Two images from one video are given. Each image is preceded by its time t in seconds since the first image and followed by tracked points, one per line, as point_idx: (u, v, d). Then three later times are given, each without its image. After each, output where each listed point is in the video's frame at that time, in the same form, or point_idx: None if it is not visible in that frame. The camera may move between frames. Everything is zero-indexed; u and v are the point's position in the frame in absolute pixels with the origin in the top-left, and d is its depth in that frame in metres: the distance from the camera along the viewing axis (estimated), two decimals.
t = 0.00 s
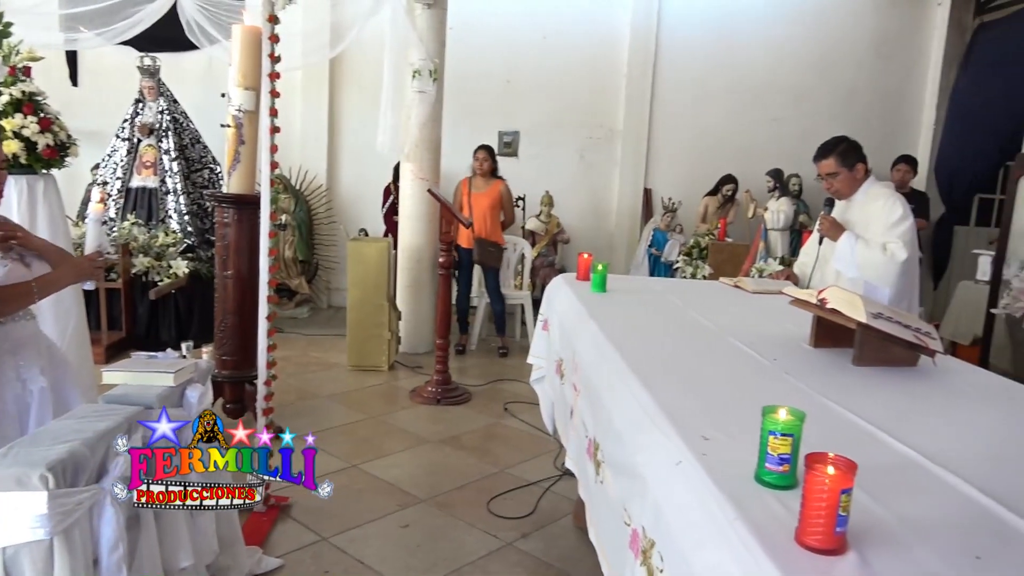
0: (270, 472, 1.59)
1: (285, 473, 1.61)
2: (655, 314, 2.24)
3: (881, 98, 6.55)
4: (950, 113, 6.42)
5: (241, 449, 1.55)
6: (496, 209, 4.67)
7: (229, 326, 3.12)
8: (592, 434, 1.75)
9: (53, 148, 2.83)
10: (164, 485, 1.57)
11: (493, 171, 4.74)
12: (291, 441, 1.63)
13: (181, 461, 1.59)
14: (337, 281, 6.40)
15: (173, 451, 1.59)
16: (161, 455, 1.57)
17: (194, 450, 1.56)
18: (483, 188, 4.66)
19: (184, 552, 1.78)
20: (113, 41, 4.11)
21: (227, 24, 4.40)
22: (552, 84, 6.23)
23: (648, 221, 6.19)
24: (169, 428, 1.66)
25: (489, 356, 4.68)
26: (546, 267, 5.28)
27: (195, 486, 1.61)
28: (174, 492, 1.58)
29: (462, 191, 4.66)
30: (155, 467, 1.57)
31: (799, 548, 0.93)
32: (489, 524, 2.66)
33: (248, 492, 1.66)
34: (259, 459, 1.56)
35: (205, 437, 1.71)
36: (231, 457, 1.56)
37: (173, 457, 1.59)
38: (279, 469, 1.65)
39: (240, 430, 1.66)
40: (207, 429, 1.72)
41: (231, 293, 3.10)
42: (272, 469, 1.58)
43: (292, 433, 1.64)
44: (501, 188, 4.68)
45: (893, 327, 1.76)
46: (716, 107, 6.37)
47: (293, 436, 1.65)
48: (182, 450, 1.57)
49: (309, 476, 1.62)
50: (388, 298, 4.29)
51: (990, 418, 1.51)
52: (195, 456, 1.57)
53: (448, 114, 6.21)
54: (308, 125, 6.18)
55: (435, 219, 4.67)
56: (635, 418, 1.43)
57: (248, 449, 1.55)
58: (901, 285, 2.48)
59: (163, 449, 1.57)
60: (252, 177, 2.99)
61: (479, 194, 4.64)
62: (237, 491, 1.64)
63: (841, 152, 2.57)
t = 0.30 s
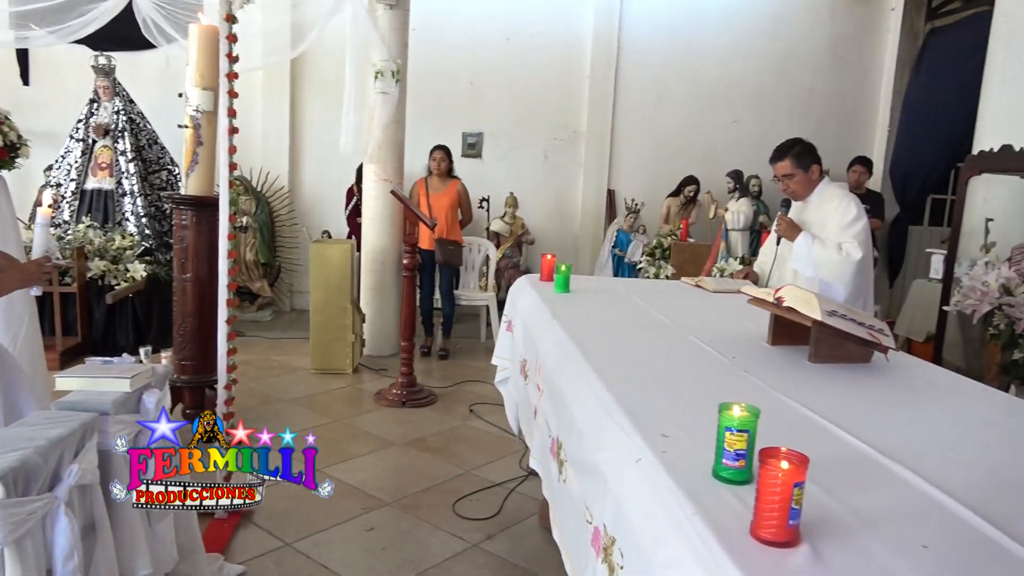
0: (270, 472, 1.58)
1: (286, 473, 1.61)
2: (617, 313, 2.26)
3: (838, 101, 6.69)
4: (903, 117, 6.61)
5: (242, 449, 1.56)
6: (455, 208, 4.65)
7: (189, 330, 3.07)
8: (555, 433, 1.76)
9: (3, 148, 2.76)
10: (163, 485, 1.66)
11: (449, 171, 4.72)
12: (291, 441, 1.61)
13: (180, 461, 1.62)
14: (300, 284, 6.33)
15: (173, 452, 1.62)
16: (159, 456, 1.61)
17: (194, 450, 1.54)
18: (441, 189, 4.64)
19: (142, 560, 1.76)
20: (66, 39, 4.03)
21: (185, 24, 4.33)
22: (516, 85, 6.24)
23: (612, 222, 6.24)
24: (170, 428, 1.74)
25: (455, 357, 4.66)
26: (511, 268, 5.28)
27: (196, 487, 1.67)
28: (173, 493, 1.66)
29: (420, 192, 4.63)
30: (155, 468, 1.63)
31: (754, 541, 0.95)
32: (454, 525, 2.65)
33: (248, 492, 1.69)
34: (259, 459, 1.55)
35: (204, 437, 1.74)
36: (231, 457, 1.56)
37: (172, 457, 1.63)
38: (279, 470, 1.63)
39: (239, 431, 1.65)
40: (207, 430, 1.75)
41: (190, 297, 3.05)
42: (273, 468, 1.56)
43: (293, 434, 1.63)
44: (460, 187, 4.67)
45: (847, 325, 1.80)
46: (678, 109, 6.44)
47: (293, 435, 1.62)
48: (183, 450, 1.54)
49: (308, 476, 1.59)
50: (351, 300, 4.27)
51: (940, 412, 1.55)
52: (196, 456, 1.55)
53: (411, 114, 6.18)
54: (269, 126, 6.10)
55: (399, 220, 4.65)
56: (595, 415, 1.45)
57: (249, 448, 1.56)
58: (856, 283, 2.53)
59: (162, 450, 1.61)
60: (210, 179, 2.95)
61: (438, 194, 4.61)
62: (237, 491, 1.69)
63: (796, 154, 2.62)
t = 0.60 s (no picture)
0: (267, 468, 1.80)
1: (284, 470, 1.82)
2: (581, 313, 2.27)
3: (798, 104, 6.81)
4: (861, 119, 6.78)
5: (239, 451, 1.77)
6: (420, 210, 4.64)
7: (149, 334, 3.01)
8: (520, 433, 1.76)
9: None
10: (159, 488, 1.86)
11: (414, 173, 4.70)
12: (293, 439, 1.78)
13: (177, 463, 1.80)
14: (264, 287, 6.26)
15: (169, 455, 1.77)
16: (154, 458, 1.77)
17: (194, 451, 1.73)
18: (405, 191, 4.62)
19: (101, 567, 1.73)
20: (18, 37, 3.93)
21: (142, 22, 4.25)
22: (482, 87, 6.24)
23: (578, 223, 6.27)
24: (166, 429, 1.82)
25: (422, 359, 4.64)
26: (478, 269, 5.28)
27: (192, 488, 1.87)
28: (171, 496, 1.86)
29: (383, 194, 4.58)
30: (152, 469, 1.78)
31: (714, 536, 0.96)
32: (421, 528, 2.65)
33: (248, 490, 1.91)
34: (257, 456, 1.77)
35: (205, 436, 2.08)
36: (231, 457, 1.77)
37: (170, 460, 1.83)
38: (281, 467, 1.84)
39: (239, 430, 1.85)
40: (207, 430, 2.10)
41: (150, 301, 2.99)
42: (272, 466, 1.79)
43: (293, 433, 1.81)
44: (425, 189, 4.65)
45: (804, 322, 1.84)
46: (642, 111, 6.50)
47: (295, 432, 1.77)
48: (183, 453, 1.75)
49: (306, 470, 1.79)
50: (317, 302, 4.23)
51: (895, 406, 1.59)
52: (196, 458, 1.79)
53: (375, 115, 6.14)
54: (231, 127, 6.02)
55: (364, 222, 4.62)
56: (559, 414, 1.46)
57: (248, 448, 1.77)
58: (815, 282, 2.59)
59: (158, 451, 1.78)
60: (171, 180, 2.90)
61: (402, 196, 4.59)
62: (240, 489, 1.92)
63: (756, 155, 2.66)
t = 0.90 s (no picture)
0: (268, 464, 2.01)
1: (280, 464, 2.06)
2: (548, 314, 2.28)
3: (763, 106, 6.91)
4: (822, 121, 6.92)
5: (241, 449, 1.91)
6: (388, 212, 4.60)
7: (110, 339, 2.96)
8: (486, 434, 1.77)
9: None
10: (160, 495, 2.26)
11: (382, 175, 4.66)
12: (289, 435, 2.04)
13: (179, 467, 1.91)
14: (230, 290, 6.17)
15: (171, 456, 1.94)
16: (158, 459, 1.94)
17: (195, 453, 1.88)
18: (373, 192, 4.58)
19: None
20: None
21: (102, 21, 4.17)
22: (450, 88, 6.22)
23: (547, 224, 6.29)
24: (164, 433, 2.05)
25: (391, 362, 4.61)
26: (447, 271, 5.27)
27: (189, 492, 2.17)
28: (170, 499, 2.17)
29: (352, 196, 4.53)
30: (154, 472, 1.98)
31: (675, 532, 0.97)
32: (390, 531, 2.63)
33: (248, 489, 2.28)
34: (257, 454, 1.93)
35: (204, 435, 2.15)
36: (230, 456, 1.92)
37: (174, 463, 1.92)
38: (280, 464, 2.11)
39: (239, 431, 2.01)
40: (208, 429, 2.17)
41: (111, 305, 2.94)
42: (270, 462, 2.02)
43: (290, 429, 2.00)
44: (393, 191, 4.61)
45: (766, 320, 1.87)
46: (608, 113, 6.55)
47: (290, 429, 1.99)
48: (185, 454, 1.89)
49: (301, 464, 2.06)
50: (283, 306, 4.19)
51: (853, 402, 1.63)
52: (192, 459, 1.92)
53: (341, 116, 6.09)
54: (194, 128, 5.93)
55: (331, 224, 4.58)
56: (525, 414, 1.47)
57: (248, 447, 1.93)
58: (778, 282, 2.63)
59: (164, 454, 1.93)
60: (132, 182, 2.84)
61: (370, 198, 4.55)
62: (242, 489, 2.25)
63: (720, 156, 2.69)
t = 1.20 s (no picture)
0: (261, 461, 2.17)
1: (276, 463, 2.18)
2: (517, 314, 2.29)
3: (729, 106, 6.99)
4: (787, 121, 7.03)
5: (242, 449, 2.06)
6: (357, 215, 4.58)
7: (73, 347, 2.91)
8: (456, 435, 1.77)
9: None
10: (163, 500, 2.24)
11: (349, 178, 4.63)
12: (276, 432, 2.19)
13: (183, 469, 2.06)
14: (197, 295, 6.10)
15: (174, 463, 2.07)
16: (164, 467, 2.05)
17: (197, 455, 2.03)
18: (342, 195, 4.55)
19: None
20: None
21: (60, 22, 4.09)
22: (418, 90, 6.20)
23: (517, 225, 6.29)
24: (172, 437, 2.09)
25: (362, 365, 4.58)
26: (418, 273, 5.26)
27: (194, 495, 2.28)
28: (178, 503, 2.24)
29: (319, 199, 4.52)
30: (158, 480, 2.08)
31: (640, 527, 0.98)
32: (362, 535, 2.62)
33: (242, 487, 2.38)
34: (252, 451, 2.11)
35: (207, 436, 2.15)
36: (230, 455, 2.07)
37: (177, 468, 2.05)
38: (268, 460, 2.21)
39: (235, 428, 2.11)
40: (209, 430, 2.17)
41: (73, 312, 2.88)
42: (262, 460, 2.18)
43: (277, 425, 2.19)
44: (361, 194, 4.60)
45: (732, 318, 1.89)
46: (577, 113, 6.58)
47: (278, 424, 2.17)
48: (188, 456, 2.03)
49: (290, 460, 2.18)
50: (252, 310, 4.14)
51: (816, 397, 1.66)
52: (195, 462, 2.05)
53: (308, 118, 6.03)
54: (158, 131, 5.84)
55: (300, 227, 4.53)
56: (493, 416, 1.47)
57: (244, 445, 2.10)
58: (743, 280, 2.66)
59: (168, 460, 2.05)
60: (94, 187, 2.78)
61: (339, 201, 4.52)
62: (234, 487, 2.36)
63: (689, 156, 2.73)
